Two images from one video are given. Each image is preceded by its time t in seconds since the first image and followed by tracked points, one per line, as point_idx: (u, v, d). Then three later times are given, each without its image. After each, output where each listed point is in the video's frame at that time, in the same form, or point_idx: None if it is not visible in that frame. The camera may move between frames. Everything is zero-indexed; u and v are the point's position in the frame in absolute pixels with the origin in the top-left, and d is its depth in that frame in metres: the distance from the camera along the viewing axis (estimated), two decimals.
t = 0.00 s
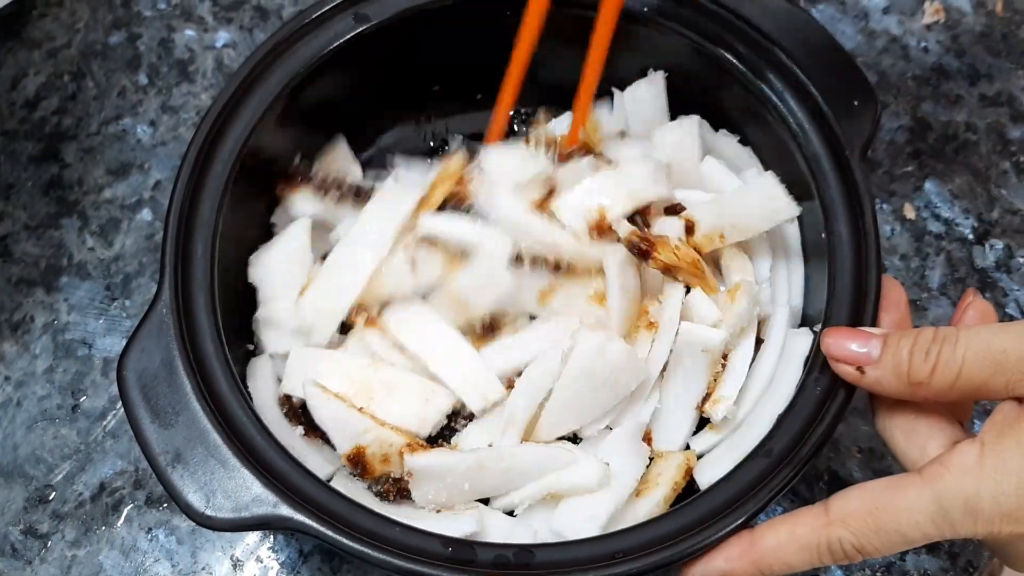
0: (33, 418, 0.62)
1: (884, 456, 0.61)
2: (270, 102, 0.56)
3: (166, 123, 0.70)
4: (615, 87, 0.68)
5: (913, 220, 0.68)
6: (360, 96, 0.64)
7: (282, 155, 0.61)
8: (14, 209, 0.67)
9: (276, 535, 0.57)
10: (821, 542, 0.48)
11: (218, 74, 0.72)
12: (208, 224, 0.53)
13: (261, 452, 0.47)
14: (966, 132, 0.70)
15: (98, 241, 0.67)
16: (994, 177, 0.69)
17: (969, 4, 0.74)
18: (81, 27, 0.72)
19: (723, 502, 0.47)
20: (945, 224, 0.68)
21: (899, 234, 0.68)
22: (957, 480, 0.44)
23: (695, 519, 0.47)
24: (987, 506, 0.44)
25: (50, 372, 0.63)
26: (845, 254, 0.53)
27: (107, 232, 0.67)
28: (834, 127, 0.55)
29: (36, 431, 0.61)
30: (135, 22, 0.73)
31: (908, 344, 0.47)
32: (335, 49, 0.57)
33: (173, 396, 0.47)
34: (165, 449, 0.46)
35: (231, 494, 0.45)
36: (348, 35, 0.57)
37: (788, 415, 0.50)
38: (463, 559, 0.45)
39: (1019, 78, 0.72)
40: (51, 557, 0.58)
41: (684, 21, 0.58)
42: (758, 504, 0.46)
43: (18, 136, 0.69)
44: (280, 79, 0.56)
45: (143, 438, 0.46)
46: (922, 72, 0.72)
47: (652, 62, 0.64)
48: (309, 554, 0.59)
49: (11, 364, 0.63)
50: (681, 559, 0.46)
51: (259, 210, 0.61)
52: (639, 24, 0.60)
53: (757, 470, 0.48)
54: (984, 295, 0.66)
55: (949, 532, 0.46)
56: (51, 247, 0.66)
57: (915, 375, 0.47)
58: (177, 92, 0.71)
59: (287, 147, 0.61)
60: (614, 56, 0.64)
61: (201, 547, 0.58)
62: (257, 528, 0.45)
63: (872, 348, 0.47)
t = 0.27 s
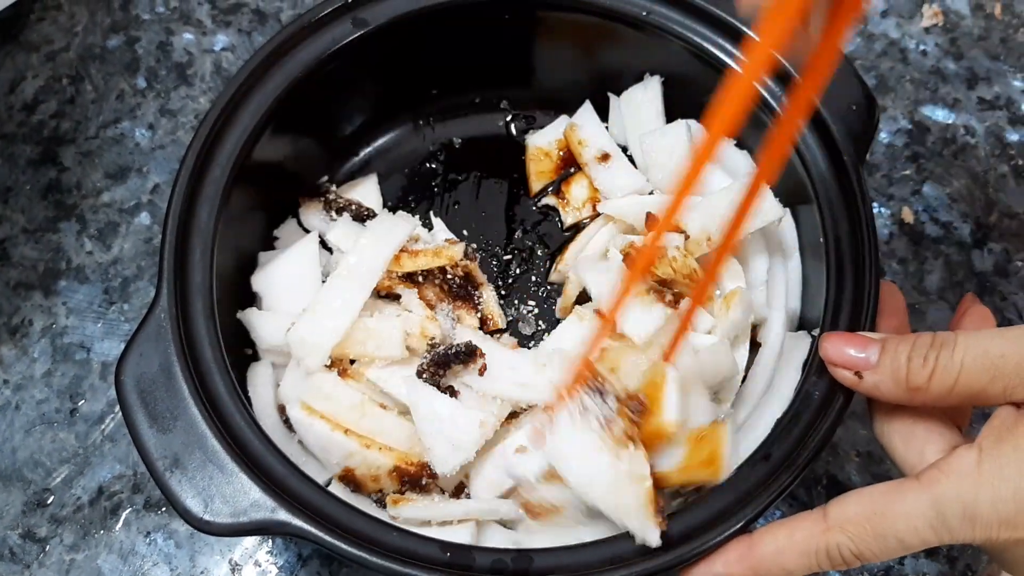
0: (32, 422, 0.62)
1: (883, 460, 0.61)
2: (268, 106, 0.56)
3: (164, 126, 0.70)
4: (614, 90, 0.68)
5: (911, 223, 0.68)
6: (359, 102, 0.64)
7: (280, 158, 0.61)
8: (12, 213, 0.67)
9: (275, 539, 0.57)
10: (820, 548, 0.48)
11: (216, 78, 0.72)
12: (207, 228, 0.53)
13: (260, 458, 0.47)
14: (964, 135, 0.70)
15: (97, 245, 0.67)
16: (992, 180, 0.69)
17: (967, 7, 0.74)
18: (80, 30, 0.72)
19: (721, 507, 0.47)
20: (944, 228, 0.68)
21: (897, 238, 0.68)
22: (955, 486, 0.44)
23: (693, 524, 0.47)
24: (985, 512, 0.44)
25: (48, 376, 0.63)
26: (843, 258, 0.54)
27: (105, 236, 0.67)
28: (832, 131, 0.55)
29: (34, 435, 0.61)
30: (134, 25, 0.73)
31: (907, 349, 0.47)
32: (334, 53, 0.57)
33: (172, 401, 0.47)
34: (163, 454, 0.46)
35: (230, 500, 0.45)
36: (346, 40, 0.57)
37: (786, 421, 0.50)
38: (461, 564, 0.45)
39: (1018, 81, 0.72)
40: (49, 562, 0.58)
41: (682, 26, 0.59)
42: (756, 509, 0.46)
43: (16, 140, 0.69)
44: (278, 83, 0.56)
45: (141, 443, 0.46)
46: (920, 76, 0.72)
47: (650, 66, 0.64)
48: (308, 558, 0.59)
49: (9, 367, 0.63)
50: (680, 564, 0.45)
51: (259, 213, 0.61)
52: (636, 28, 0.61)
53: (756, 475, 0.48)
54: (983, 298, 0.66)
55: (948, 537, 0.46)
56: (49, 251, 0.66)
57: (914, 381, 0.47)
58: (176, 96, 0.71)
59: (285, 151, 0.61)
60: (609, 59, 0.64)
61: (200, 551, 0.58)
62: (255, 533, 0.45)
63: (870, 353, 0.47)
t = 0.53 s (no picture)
0: (31, 423, 0.62)
1: (881, 461, 0.61)
2: (267, 108, 0.56)
3: (163, 128, 0.70)
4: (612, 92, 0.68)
5: (910, 224, 0.68)
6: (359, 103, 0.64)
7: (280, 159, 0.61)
8: (11, 214, 0.67)
9: (274, 540, 0.57)
10: (817, 548, 0.49)
11: (215, 80, 0.72)
12: (205, 230, 0.53)
13: (258, 459, 0.47)
14: (963, 136, 0.70)
15: (96, 246, 0.67)
16: (991, 181, 0.69)
17: (966, 8, 0.74)
18: (79, 32, 0.73)
19: (719, 507, 0.47)
20: (942, 228, 0.68)
21: (895, 238, 0.68)
22: (952, 486, 0.44)
23: (691, 524, 0.47)
24: (982, 512, 0.44)
25: (47, 377, 0.63)
26: (841, 259, 0.54)
27: (105, 238, 0.67)
28: (831, 133, 0.55)
29: (34, 436, 0.61)
30: (133, 27, 0.73)
31: (904, 349, 0.47)
32: (332, 55, 0.57)
33: (170, 403, 0.47)
34: (161, 456, 0.46)
35: (228, 501, 0.46)
36: (344, 41, 0.57)
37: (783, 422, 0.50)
38: (460, 565, 0.45)
39: (1016, 82, 0.72)
40: (49, 563, 0.58)
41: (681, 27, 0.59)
42: (754, 509, 0.46)
43: (15, 141, 0.69)
44: (276, 85, 0.56)
45: (140, 444, 0.46)
46: (919, 77, 0.72)
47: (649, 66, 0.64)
48: (307, 559, 0.59)
49: (8, 369, 0.63)
50: (678, 565, 0.46)
51: (258, 215, 0.61)
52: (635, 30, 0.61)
53: (753, 476, 0.48)
54: (981, 299, 0.66)
55: (946, 538, 0.46)
56: (49, 253, 0.66)
57: (911, 382, 0.47)
58: (175, 97, 0.71)
59: (285, 153, 0.61)
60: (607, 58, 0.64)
61: (199, 552, 0.58)
62: (253, 534, 0.45)
63: (867, 354, 0.47)
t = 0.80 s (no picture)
0: (30, 426, 0.62)
1: (880, 463, 0.61)
2: (266, 111, 0.56)
3: (162, 130, 0.70)
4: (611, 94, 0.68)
5: (909, 226, 0.68)
6: (359, 105, 0.64)
7: (279, 161, 0.61)
8: (10, 217, 0.67)
9: (273, 542, 0.57)
10: (816, 552, 0.49)
11: (214, 82, 0.72)
12: (204, 233, 0.53)
13: (258, 462, 0.48)
14: (962, 138, 0.70)
15: (95, 249, 0.67)
16: (990, 183, 0.69)
17: (965, 9, 0.74)
18: (77, 34, 0.72)
19: (718, 510, 0.47)
20: (941, 230, 0.68)
21: (894, 240, 0.68)
22: (951, 490, 0.44)
23: (690, 527, 0.47)
24: (981, 516, 0.44)
25: (46, 380, 0.63)
26: (840, 261, 0.54)
27: (104, 240, 0.67)
28: (831, 136, 0.55)
29: (33, 439, 0.61)
30: (132, 29, 0.73)
31: (904, 355, 0.47)
32: (330, 58, 0.57)
33: (169, 406, 0.47)
34: (160, 459, 0.46)
35: (227, 504, 0.45)
36: (343, 44, 0.57)
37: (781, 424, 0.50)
38: (459, 569, 0.45)
39: (1016, 84, 0.72)
40: (48, 566, 0.58)
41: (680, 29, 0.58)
42: (754, 511, 0.46)
43: (14, 144, 0.69)
44: (275, 88, 0.56)
45: (139, 448, 0.46)
46: (918, 78, 0.72)
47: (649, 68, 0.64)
48: (306, 562, 0.59)
49: (8, 372, 0.63)
50: (677, 568, 0.46)
51: (259, 218, 0.61)
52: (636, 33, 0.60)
53: (752, 478, 0.48)
54: (980, 301, 0.66)
55: (945, 542, 0.46)
56: (48, 255, 0.66)
57: (911, 386, 0.47)
58: (174, 100, 0.71)
59: (285, 154, 0.61)
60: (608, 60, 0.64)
61: (198, 555, 0.59)
62: (253, 538, 0.45)
63: (866, 358, 0.47)
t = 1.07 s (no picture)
0: (27, 431, 0.62)
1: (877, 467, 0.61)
2: (262, 117, 0.56)
3: (159, 135, 0.70)
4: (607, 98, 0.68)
5: (905, 229, 0.68)
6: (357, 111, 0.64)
7: (275, 167, 0.61)
8: (7, 222, 0.67)
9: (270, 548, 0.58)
10: (813, 570, 0.48)
11: (211, 86, 0.72)
12: (200, 239, 0.53)
13: (253, 468, 0.48)
14: (958, 141, 0.70)
15: (91, 254, 0.67)
16: (986, 186, 0.69)
17: (961, 12, 0.74)
18: (75, 39, 0.73)
19: (714, 515, 0.47)
20: (937, 233, 0.68)
21: (890, 244, 0.68)
22: (947, 509, 0.44)
23: (686, 531, 0.47)
24: (979, 536, 0.43)
25: (43, 385, 0.63)
26: (835, 266, 0.54)
27: (100, 245, 0.67)
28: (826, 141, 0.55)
29: (30, 444, 0.61)
30: (129, 34, 0.73)
31: (897, 384, 0.46)
32: (326, 63, 0.57)
33: (165, 413, 0.47)
34: (156, 466, 0.46)
35: (222, 511, 0.45)
36: (339, 49, 0.57)
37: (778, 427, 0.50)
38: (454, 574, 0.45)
39: (1012, 87, 0.72)
40: (45, 571, 0.58)
41: (676, 33, 0.59)
42: (750, 516, 0.46)
43: (12, 149, 0.69)
44: (271, 94, 0.56)
45: (135, 454, 0.46)
46: (914, 81, 0.72)
47: (645, 74, 0.64)
48: (303, 567, 0.59)
49: (5, 377, 0.63)
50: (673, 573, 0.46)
51: (256, 224, 0.61)
52: (632, 38, 0.61)
53: (748, 482, 0.48)
54: (976, 304, 0.66)
55: (945, 563, 0.45)
56: (45, 260, 0.66)
57: (905, 417, 0.46)
58: (170, 104, 0.71)
59: (281, 160, 0.61)
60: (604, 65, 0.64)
61: (195, 560, 0.59)
62: (249, 544, 0.45)
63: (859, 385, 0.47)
